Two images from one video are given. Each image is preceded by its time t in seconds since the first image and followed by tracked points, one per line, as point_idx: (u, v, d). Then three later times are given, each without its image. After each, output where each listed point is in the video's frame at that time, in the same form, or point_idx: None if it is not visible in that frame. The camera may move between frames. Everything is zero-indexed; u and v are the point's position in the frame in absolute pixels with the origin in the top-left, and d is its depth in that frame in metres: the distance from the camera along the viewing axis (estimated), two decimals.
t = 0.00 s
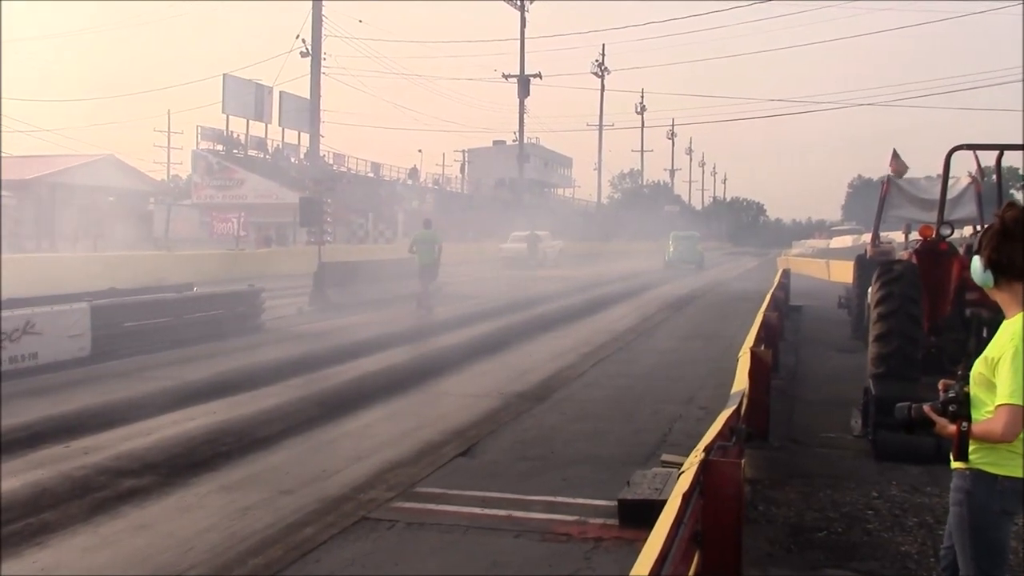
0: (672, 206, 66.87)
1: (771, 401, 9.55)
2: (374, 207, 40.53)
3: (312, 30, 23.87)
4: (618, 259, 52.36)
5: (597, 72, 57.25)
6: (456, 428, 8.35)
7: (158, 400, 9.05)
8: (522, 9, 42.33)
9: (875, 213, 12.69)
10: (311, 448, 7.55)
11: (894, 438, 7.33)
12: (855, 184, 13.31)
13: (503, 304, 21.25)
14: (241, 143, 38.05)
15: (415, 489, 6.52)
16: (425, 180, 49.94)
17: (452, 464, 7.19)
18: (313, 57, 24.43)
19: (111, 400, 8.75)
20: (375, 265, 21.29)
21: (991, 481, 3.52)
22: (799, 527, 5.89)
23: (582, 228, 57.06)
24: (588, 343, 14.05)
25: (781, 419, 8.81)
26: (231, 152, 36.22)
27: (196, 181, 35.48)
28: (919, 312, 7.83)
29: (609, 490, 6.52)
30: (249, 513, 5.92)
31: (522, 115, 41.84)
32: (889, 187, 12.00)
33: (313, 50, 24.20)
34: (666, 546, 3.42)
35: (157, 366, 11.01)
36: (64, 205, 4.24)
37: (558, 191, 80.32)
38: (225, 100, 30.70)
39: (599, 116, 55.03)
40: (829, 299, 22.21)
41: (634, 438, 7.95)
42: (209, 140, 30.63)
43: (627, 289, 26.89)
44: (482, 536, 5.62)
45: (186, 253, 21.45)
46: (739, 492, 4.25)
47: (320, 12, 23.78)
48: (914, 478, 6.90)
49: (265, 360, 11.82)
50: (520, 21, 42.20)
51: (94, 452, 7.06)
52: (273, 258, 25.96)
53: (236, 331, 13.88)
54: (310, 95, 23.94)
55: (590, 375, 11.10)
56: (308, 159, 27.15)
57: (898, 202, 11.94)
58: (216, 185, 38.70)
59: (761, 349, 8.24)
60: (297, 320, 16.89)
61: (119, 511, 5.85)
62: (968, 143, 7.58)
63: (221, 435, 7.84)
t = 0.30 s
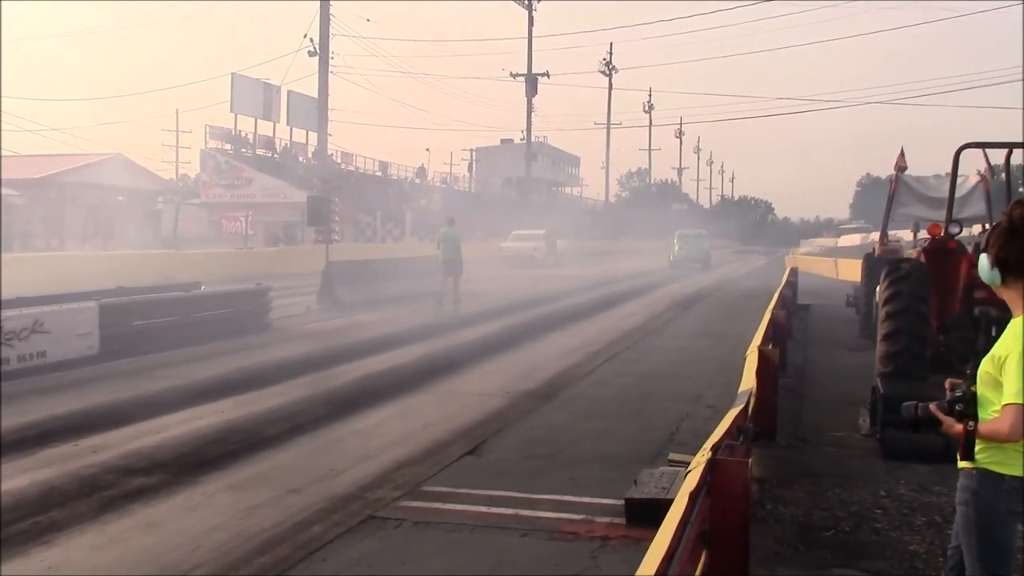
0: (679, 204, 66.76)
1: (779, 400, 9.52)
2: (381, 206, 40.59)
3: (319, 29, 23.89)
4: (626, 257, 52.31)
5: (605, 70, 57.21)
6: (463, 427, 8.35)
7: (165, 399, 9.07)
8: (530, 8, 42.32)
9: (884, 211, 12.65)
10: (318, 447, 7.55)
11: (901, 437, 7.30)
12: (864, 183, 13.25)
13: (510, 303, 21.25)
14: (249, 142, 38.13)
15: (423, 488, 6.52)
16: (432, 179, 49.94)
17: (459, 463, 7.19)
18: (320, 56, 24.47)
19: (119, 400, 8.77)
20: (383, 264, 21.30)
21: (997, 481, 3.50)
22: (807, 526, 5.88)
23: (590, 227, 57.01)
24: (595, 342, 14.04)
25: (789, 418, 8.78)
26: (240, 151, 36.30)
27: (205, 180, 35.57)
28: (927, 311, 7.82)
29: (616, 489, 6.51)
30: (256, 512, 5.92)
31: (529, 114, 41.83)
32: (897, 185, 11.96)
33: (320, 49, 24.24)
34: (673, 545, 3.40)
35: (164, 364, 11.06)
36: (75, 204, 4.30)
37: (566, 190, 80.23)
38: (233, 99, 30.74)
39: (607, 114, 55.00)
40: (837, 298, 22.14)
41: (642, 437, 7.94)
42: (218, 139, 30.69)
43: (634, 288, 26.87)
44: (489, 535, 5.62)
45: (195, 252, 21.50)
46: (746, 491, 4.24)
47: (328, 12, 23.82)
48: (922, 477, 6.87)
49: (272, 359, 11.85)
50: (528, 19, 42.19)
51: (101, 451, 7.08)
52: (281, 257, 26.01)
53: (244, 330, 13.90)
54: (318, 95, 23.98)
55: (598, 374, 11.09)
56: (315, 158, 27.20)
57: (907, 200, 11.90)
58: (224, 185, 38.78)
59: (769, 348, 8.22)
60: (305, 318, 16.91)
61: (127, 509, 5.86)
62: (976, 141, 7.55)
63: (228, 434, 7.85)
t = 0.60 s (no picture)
0: (690, 203, 66.65)
1: (790, 398, 9.49)
2: (391, 208, 40.68)
3: (328, 30, 23.94)
4: (636, 256, 52.23)
5: (614, 69, 57.14)
6: (474, 426, 8.35)
7: (177, 400, 9.11)
8: (539, 7, 42.29)
9: (895, 208, 12.59)
10: (330, 448, 7.56)
11: (914, 435, 7.28)
12: (875, 180, 13.19)
13: (521, 302, 21.26)
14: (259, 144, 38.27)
15: (434, 488, 6.53)
16: (442, 179, 49.98)
17: (470, 462, 7.19)
18: (330, 58, 24.51)
19: (130, 402, 8.82)
20: (394, 265, 21.34)
21: (1013, 479, 3.41)
22: (819, 526, 5.85)
23: (600, 226, 56.96)
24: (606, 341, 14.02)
25: (801, 417, 8.75)
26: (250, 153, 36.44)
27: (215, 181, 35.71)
28: (939, 308, 7.82)
29: (627, 489, 6.50)
30: (268, 513, 5.95)
31: (539, 113, 41.83)
32: (909, 182, 11.91)
33: (329, 51, 24.29)
34: (684, 546, 3.39)
35: (176, 365, 11.13)
36: (84, 208, 4.34)
37: (577, 189, 80.20)
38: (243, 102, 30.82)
39: (617, 113, 54.94)
40: (850, 295, 22.04)
41: (653, 436, 7.93)
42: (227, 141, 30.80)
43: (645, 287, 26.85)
44: (500, 535, 5.62)
45: (206, 254, 21.62)
46: (757, 490, 4.22)
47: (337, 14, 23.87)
48: (936, 476, 6.83)
49: (283, 360, 11.90)
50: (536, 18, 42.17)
51: (114, 452, 7.11)
52: (292, 258, 26.11)
53: (255, 331, 13.96)
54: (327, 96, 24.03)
55: (609, 373, 11.08)
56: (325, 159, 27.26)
57: (919, 197, 11.84)
58: (235, 186, 38.98)
59: (780, 346, 8.19)
60: (316, 319, 16.96)
61: (140, 511, 5.89)
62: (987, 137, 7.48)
63: (239, 435, 7.87)
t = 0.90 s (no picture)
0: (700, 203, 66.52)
1: (801, 399, 9.46)
2: (401, 208, 40.73)
3: (339, 30, 23.99)
4: (646, 256, 52.14)
5: (625, 68, 57.07)
6: (484, 426, 8.35)
7: (188, 399, 9.14)
8: (549, 6, 42.26)
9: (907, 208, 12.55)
10: (339, 447, 7.58)
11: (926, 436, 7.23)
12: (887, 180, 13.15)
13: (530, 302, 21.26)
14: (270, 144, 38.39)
15: (443, 488, 6.53)
16: (453, 178, 50.00)
17: (480, 462, 7.19)
18: (340, 58, 24.55)
19: (140, 401, 8.85)
20: (405, 265, 21.36)
21: None
22: (829, 526, 5.83)
23: (610, 226, 56.90)
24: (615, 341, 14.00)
25: (811, 418, 8.72)
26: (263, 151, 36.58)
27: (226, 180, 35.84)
28: (951, 308, 7.73)
29: (637, 489, 6.49)
30: (278, 512, 5.96)
31: (549, 112, 41.81)
32: (920, 182, 11.86)
33: (340, 51, 24.34)
34: (694, 546, 3.37)
35: (185, 363, 11.17)
36: (97, 206, 4.45)
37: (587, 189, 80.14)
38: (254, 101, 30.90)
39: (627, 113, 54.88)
40: (861, 296, 21.96)
41: (664, 436, 7.91)
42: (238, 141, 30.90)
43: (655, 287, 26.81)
44: (509, 535, 5.61)
45: (217, 253, 21.70)
46: (767, 490, 4.21)
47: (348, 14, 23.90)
48: (947, 477, 6.79)
49: (293, 359, 11.93)
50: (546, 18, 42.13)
51: (124, 450, 7.14)
52: (302, 257, 26.20)
53: (264, 330, 13.99)
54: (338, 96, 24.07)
55: (618, 373, 11.06)
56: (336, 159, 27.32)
57: (930, 197, 11.80)
58: (246, 185, 39.15)
59: (791, 347, 8.16)
60: (325, 318, 16.98)
61: (150, 509, 5.91)
62: (1000, 137, 7.41)
63: (249, 434, 7.89)
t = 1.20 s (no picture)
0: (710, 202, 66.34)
1: (812, 399, 9.42)
2: (411, 208, 40.77)
3: (349, 31, 24.02)
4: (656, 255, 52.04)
5: (635, 67, 56.96)
6: (493, 426, 8.35)
7: (198, 399, 9.17)
8: (559, 6, 42.23)
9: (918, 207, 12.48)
10: (349, 447, 7.59)
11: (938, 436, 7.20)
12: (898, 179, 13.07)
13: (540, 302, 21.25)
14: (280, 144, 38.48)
15: (453, 488, 6.53)
16: (463, 178, 50.01)
17: (489, 462, 7.20)
18: (350, 58, 24.58)
19: (151, 401, 8.89)
20: (415, 265, 21.38)
21: None
22: (840, 526, 5.81)
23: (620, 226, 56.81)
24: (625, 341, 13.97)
25: (822, 418, 8.69)
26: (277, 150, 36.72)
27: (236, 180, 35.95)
28: (963, 308, 7.72)
29: (647, 489, 6.48)
30: (288, 511, 5.98)
31: (559, 112, 41.77)
32: (932, 181, 11.79)
33: (350, 51, 24.36)
34: (704, 546, 3.36)
35: (195, 363, 11.21)
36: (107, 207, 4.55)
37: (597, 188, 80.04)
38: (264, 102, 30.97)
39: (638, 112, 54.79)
40: (872, 295, 21.85)
41: (674, 436, 7.90)
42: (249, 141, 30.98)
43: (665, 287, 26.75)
44: (519, 534, 5.62)
45: (227, 253, 21.76)
46: (777, 489, 4.20)
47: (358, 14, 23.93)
48: (959, 478, 6.76)
49: (303, 359, 11.95)
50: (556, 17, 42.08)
51: (135, 450, 7.16)
52: (312, 257, 26.24)
53: (275, 331, 14.02)
54: (348, 96, 24.10)
55: (628, 372, 11.05)
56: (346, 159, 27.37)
57: (942, 196, 11.73)
58: (256, 185, 39.26)
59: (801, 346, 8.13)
60: (335, 318, 17.01)
61: (161, 508, 5.93)
62: (1012, 135, 7.32)
63: (259, 434, 7.91)
